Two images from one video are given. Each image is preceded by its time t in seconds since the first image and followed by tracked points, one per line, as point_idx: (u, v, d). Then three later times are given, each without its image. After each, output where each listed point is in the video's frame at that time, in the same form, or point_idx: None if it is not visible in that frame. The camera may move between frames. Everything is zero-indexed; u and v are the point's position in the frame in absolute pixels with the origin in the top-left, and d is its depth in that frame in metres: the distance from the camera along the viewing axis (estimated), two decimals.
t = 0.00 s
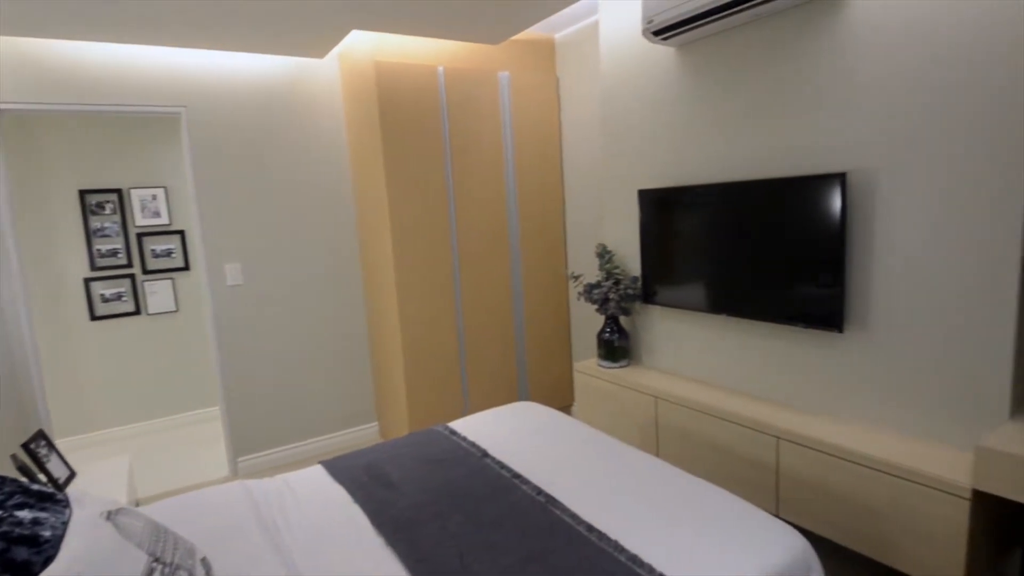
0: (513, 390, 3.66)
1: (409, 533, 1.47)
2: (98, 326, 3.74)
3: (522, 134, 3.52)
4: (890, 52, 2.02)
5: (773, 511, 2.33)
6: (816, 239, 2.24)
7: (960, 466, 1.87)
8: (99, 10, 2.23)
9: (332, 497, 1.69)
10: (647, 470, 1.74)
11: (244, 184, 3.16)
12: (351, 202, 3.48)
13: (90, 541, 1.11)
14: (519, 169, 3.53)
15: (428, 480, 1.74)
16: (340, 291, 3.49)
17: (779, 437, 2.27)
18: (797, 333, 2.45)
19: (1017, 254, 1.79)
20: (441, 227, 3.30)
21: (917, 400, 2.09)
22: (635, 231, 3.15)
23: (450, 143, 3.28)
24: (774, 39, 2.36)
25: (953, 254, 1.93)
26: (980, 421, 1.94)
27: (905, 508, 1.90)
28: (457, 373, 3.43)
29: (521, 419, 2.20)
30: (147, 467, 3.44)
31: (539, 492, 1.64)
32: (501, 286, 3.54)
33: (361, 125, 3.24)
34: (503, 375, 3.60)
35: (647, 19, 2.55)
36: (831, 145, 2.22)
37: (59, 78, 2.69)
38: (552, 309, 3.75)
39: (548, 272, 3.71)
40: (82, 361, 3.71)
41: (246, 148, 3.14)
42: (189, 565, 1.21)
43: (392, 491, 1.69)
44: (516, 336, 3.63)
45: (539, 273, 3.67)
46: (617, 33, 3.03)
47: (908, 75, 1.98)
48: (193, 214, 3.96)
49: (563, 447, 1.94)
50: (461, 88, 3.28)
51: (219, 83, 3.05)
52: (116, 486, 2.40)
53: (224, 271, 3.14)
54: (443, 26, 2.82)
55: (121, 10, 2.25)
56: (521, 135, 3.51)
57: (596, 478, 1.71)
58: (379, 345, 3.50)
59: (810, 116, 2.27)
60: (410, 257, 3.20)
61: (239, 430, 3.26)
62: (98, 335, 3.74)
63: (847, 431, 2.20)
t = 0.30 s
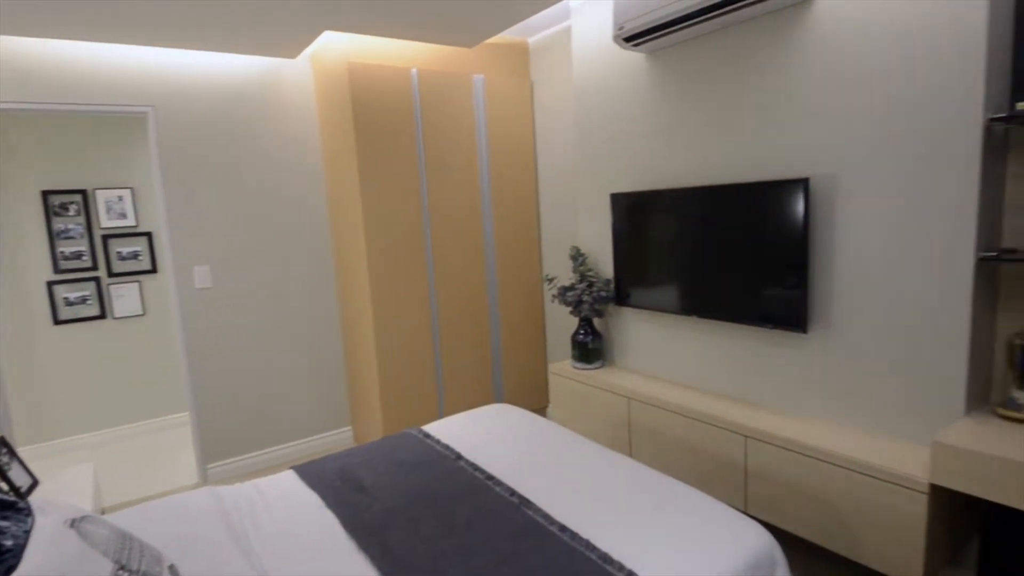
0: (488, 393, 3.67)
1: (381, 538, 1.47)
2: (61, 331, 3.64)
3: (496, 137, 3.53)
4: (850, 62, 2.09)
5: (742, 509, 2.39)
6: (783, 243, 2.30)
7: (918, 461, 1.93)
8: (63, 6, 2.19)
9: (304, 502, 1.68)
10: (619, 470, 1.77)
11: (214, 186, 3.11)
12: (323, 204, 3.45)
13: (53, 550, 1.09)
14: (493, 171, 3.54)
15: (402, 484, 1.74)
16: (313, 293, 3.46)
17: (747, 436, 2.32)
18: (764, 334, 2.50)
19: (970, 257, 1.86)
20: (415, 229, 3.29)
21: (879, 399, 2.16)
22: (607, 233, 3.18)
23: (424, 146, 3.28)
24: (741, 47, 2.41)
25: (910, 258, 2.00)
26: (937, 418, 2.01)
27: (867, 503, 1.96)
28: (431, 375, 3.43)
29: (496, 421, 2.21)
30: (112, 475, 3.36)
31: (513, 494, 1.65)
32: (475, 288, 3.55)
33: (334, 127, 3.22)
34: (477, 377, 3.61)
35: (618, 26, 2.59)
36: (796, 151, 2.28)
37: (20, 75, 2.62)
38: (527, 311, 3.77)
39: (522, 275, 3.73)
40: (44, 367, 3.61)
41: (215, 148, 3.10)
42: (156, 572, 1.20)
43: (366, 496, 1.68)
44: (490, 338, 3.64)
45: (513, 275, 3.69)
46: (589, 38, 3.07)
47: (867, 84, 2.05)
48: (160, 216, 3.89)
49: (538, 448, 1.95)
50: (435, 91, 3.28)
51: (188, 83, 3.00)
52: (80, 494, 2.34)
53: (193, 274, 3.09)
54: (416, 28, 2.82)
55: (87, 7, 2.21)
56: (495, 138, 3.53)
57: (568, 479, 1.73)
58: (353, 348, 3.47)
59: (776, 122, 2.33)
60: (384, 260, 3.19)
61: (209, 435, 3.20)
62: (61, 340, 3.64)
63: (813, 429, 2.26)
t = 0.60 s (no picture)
0: (466, 395, 3.65)
1: (356, 543, 1.46)
2: (24, 337, 3.53)
3: (473, 139, 3.53)
4: (819, 68, 2.13)
5: (717, 507, 2.42)
6: (755, 244, 2.34)
7: (885, 457, 1.98)
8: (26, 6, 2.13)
9: (278, 509, 1.66)
10: (595, 470, 1.78)
11: (184, 187, 3.06)
12: (298, 207, 3.41)
13: (13, 563, 1.06)
14: (471, 173, 3.54)
15: (377, 488, 1.73)
16: (287, 296, 3.41)
17: (722, 435, 2.35)
18: (738, 334, 2.54)
19: (932, 259, 1.91)
20: (391, 230, 3.27)
21: (848, 397, 2.20)
22: (584, 236, 3.20)
23: (401, 147, 3.26)
24: (714, 52, 2.45)
25: (876, 259, 2.05)
26: (903, 416, 2.05)
27: (837, 501, 2.00)
28: (409, 377, 3.41)
29: (474, 424, 2.20)
30: (79, 484, 3.28)
31: (490, 496, 1.65)
32: (453, 290, 3.54)
33: (308, 127, 3.19)
34: (455, 379, 3.60)
35: (593, 30, 2.61)
36: (768, 154, 2.32)
37: None
38: (504, 312, 3.77)
39: (499, 277, 3.72)
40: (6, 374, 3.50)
41: (185, 149, 3.05)
42: None
43: (341, 501, 1.67)
44: (468, 340, 3.63)
45: (491, 277, 3.68)
46: (565, 41, 3.09)
47: (835, 90, 2.10)
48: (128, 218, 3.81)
49: (516, 450, 1.95)
50: (411, 92, 3.27)
51: (156, 83, 2.95)
52: (45, 505, 2.28)
53: (163, 278, 3.03)
54: (392, 30, 2.81)
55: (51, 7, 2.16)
56: (472, 140, 3.53)
57: (543, 481, 1.73)
58: (329, 351, 3.44)
59: (748, 126, 2.37)
60: (360, 262, 3.16)
61: (180, 442, 3.14)
62: (24, 346, 3.53)
63: (785, 427, 2.30)
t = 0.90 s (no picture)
0: (442, 398, 3.65)
1: (330, 548, 1.45)
2: None
3: (449, 141, 3.53)
4: (788, 74, 2.19)
5: (691, 506, 2.45)
6: (728, 245, 2.38)
7: (852, 454, 2.03)
8: None
9: (250, 515, 1.64)
10: (571, 471, 1.79)
11: (154, 189, 3.00)
12: (272, 209, 3.38)
13: None
14: (447, 175, 3.54)
15: (351, 492, 1.72)
16: (261, 300, 3.37)
17: (695, 435, 2.38)
18: (711, 335, 2.58)
19: (896, 262, 1.97)
20: (367, 233, 3.25)
21: (817, 396, 2.25)
22: (560, 238, 3.22)
23: (376, 149, 3.25)
24: (686, 57, 2.49)
25: (844, 261, 2.11)
26: (869, 414, 2.11)
27: (806, 497, 2.04)
28: (385, 381, 3.39)
29: (450, 426, 2.20)
30: (44, 492, 3.19)
31: (465, 498, 1.66)
32: (429, 293, 3.53)
33: (282, 129, 3.16)
34: (432, 382, 3.59)
35: (568, 35, 2.64)
36: (739, 158, 2.37)
37: None
38: (481, 315, 3.78)
39: (476, 279, 3.73)
40: None
41: (154, 150, 2.99)
42: None
43: (314, 506, 1.65)
44: (445, 342, 3.63)
45: (467, 280, 3.68)
46: (540, 45, 3.11)
47: (803, 96, 2.15)
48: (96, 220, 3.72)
49: (492, 452, 1.96)
50: (386, 94, 3.26)
51: (124, 83, 2.89)
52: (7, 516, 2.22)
53: (132, 281, 2.97)
54: (367, 32, 2.80)
55: (13, 5, 2.11)
56: (449, 142, 3.53)
57: (519, 482, 1.74)
58: (303, 355, 3.40)
59: (720, 130, 2.42)
60: (334, 265, 3.14)
61: (149, 448, 3.08)
62: None
63: (757, 426, 2.34)
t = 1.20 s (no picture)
0: (422, 400, 3.63)
1: (307, 553, 1.43)
2: None
3: (429, 143, 3.52)
4: (763, 79, 2.22)
5: (670, 505, 2.47)
6: (706, 248, 2.41)
7: (826, 452, 2.07)
8: None
9: (226, 520, 1.62)
10: (550, 472, 1.80)
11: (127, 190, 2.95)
12: (249, 210, 3.34)
13: None
14: (427, 177, 3.53)
15: (329, 497, 1.70)
16: (238, 302, 3.33)
17: (673, 435, 2.41)
18: (689, 336, 2.61)
19: (869, 263, 2.01)
20: (346, 234, 3.23)
21: (794, 395, 2.29)
22: (540, 240, 3.24)
23: (355, 150, 3.23)
24: (664, 62, 2.52)
25: (817, 263, 2.14)
26: (843, 412, 2.15)
27: (783, 495, 2.07)
28: (365, 383, 3.37)
29: (430, 429, 2.20)
30: (12, 500, 3.11)
31: (445, 501, 1.65)
32: (409, 295, 3.52)
33: (258, 129, 3.12)
34: (412, 384, 3.57)
35: (547, 38, 2.65)
36: (716, 161, 2.40)
37: None
38: (462, 317, 3.77)
39: (456, 281, 3.72)
40: None
41: (128, 150, 2.94)
42: None
43: (291, 511, 1.63)
44: (426, 345, 3.62)
45: (447, 281, 3.68)
46: (519, 48, 3.12)
47: (777, 100, 2.19)
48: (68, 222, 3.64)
49: (472, 454, 1.96)
50: (365, 95, 3.24)
51: (97, 82, 2.84)
52: None
53: (104, 284, 2.91)
54: (346, 33, 2.79)
55: None
56: (428, 144, 3.52)
57: (499, 484, 1.74)
58: (281, 358, 3.37)
59: (697, 133, 2.45)
60: (313, 267, 3.11)
61: (122, 454, 3.02)
62: None
63: (734, 425, 2.37)
